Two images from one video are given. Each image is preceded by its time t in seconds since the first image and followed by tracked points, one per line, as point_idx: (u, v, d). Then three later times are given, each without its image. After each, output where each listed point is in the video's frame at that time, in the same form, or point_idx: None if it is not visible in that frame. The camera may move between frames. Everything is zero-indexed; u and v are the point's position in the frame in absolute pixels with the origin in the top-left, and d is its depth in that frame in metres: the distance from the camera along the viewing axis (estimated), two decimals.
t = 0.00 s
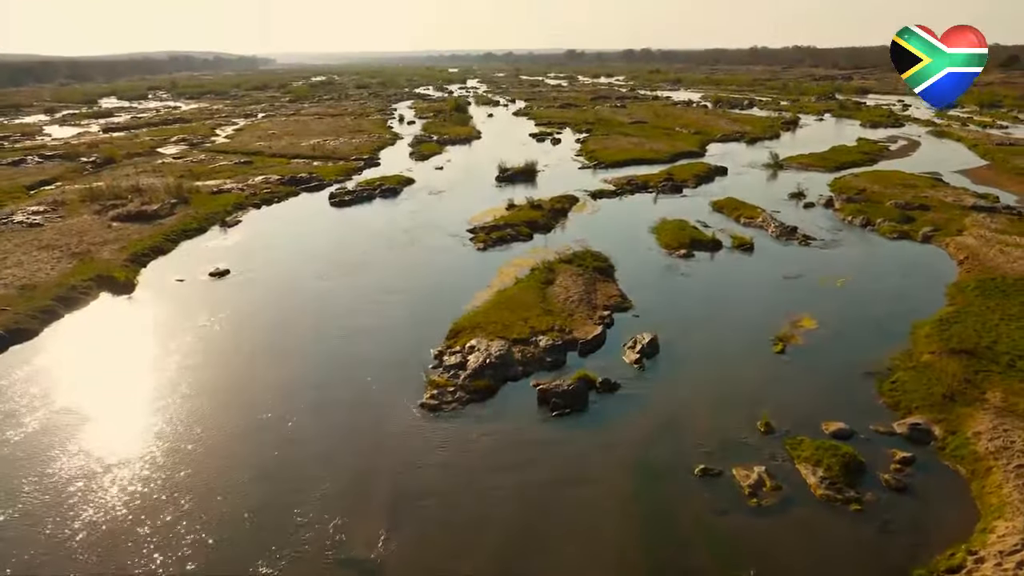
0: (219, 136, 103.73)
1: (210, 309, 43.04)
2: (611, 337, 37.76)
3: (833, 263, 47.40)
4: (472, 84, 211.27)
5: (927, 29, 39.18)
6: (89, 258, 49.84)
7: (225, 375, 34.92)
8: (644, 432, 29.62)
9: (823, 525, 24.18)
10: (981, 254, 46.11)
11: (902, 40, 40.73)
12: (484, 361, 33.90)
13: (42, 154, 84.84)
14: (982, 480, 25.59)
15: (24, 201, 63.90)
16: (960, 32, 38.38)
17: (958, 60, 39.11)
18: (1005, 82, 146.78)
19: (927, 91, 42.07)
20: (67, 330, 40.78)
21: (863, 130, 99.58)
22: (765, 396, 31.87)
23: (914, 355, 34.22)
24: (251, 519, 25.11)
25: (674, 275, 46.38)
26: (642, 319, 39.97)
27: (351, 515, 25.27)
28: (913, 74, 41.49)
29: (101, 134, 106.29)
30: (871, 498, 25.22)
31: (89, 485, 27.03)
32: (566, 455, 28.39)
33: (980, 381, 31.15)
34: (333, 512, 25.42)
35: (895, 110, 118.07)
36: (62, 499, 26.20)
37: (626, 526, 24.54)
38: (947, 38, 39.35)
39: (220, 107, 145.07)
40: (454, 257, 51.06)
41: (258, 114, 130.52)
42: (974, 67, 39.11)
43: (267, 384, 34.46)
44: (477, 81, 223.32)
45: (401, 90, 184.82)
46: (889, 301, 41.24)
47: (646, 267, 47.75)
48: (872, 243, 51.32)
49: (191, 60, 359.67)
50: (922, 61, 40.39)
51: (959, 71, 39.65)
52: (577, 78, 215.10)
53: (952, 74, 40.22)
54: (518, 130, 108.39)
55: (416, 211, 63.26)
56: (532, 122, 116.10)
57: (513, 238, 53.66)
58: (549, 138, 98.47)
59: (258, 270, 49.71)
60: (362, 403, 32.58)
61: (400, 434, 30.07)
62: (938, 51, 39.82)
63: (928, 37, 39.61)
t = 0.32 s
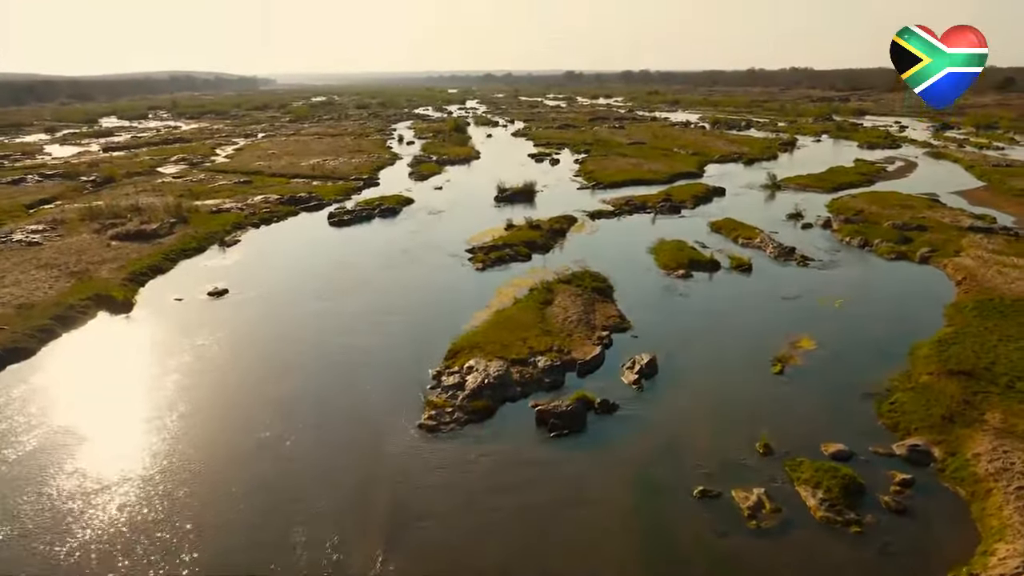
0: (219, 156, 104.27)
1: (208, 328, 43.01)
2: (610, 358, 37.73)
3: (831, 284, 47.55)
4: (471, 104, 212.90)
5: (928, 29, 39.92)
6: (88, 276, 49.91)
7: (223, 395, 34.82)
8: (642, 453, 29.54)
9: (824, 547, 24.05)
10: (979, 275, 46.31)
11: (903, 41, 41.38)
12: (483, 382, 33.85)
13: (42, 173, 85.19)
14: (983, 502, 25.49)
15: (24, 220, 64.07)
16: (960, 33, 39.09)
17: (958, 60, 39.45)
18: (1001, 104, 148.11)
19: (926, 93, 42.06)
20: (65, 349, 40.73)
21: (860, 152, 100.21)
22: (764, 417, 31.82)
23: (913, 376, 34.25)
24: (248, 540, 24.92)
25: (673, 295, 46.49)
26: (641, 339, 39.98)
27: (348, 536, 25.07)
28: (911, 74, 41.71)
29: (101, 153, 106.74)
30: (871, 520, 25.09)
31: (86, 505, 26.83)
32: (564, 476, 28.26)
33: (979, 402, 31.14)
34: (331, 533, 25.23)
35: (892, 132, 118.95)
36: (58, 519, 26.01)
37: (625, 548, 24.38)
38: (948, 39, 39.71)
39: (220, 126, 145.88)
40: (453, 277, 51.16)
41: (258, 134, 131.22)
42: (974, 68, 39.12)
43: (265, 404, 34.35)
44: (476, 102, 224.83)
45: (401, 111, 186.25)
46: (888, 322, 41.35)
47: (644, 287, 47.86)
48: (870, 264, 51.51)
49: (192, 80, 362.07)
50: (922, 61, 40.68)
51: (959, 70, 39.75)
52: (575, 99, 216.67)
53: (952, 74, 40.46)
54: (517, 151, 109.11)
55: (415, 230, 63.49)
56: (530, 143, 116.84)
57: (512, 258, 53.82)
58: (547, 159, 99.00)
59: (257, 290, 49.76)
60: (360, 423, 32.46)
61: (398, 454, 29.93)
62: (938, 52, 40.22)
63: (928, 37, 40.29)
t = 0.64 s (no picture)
0: (218, 175, 104.70)
1: (205, 347, 42.96)
2: (608, 378, 37.65)
3: (829, 304, 47.65)
4: (470, 125, 214.43)
5: (928, 29, 40.29)
6: (86, 295, 49.90)
7: (219, 414, 34.66)
8: (640, 474, 29.40)
9: (823, 570, 23.89)
10: (976, 296, 46.48)
11: (903, 41, 41.84)
12: (481, 402, 33.72)
13: (41, 191, 85.41)
14: (983, 524, 25.37)
15: (23, 238, 64.16)
16: (960, 33, 39.31)
17: (958, 60, 39.98)
18: (998, 125, 149.31)
19: (927, 92, 42.72)
20: (62, 367, 40.62)
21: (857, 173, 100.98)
22: (762, 439, 31.71)
23: (911, 397, 34.21)
24: (243, 561, 24.66)
25: (671, 315, 46.53)
26: (639, 359, 39.94)
27: (344, 558, 24.85)
28: (912, 74, 42.47)
29: (101, 171, 107.11)
30: (871, 542, 24.94)
31: (81, 524, 26.62)
32: (562, 497, 28.08)
33: (978, 424, 31.10)
34: (326, 554, 25.01)
35: (889, 153, 119.75)
36: (52, 539, 25.77)
37: (623, 570, 24.18)
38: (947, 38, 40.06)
39: (220, 145, 146.63)
40: (452, 296, 51.21)
41: (257, 153, 131.91)
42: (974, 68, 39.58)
43: (261, 424, 34.18)
44: (475, 122, 226.18)
45: (400, 130, 187.40)
46: (886, 342, 41.40)
47: (642, 307, 47.91)
48: (868, 284, 51.66)
49: (191, 99, 363.53)
50: (923, 61, 41.32)
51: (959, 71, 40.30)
52: (575, 120, 217.89)
53: (952, 74, 41.03)
54: (516, 171, 109.70)
55: (414, 250, 63.65)
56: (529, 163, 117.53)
57: (510, 277, 53.93)
58: (546, 179, 99.48)
59: (254, 309, 49.74)
60: (357, 443, 32.30)
61: (394, 475, 29.74)
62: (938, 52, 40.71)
63: (928, 37, 40.66)
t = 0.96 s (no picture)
0: (217, 189, 104.96)
1: (203, 361, 42.86)
2: (606, 394, 37.60)
3: (827, 319, 47.73)
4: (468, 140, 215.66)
5: (928, 29, 39.82)
6: (83, 309, 49.88)
7: (216, 430, 34.45)
8: (639, 490, 29.27)
9: None
10: (974, 312, 46.62)
11: (903, 41, 41.50)
12: (478, 418, 33.63)
13: (40, 205, 85.57)
14: (982, 541, 25.29)
15: (21, 251, 64.22)
16: (961, 33, 38.89)
17: (958, 60, 39.55)
18: (994, 141, 150.56)
19: (926, 93, 42.24)
20: (59, 381, 40.46)
21: (855, 188, 101.55)
22: (761, 454, 31.64)
23: (909, 413, 34.19)
24: None
25: (669, 331, 46.55)
26: (637, 375, 39.92)
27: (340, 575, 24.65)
28: (911, 75, 42.13)
29: (100, 186, 107.28)
30: (870, 559, 24.84)
31: (77, 540, 26.41)
32: (560, 513, 27.96)
33: (977, 440, 31.09)
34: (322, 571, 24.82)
35: (887, 168, 120.42)
36: (47, 555, 25.54)
37: None
38: (947, 38, 39.62)
39: (219, 160, 147.09)
40: (450, 311, 51.21)
41: (257, 167, 132.29)
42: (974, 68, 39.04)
43: (259, 439, 33.96)
44: (474, 136, 227.29)
45: (399, 145, 188.49)
46: (884, 359, 41.37)
47: (640, 323, 47.94)
48: (866, 300, 51.78)
49: (191, 113, 364.65)
50: (923, 61, 40.91)
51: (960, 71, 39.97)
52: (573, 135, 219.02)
53: (952, 74, 40.62)
54: (515, 186, 110.19)
55: (413, 264, 63.76)
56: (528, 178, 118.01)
57: (509, 292, 53.98)
58: (545, 194, 99.76)
59: (252, 323, 49.67)
60: (355, 458, 32.15)
61: (391, 490, 29.57)
62: (938, 52, 40.27)
63: (928, 37, 40.29)
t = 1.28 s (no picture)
0: (216, 202, 105.14)
1: (200, 375, 42.77)
2: (604, 408, 37.53)
3: (825, 334, 47.80)
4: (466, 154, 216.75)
5: (928, 29, 39.54)
6: (80, 321, 49.82)
7: (211, 444, 34.29)
8: (637, 505, 29.16)
9: None
10: (971, 326, 46.69)
11: (903, 41, 41.09)
12: (476, 432, 33.55)
13: (38, 218, 85.61)
14: (982, 557, 25.19)
15: (18, 264, 64.20)
16: (961, 33, 38.60)
17: (958, 60, 39.23)
18: (990, 157, 151.46)
19: (926, 94, 41.69)
20: (55, 394, 40.34)
21: (853, 203, 101.94)
22: (759, 469, 31.55)
23: (907, 428, 34.15)
24: None
25: (667, 345, 46.55)
26: (635, 389, 39.88)
27: None
28: (911, 75, 41.59)
29: (98, 199, 107.34)
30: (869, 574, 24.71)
31: (71, 553, 26.23)
32: (558, 528, 27.83)
33: (975, 455, 31.04)
34: None
35: (884, 183, 120.90)
36: (41, 569, 25.36)
37: None
38: (947, 38, 39.33)
39: (218, 173, 147.38)
40: (448, 325, 51.19)
41: (255, 181, 132.54)
42: (973, 68, 38.69)
43: (255, 453, 33.80)
44: (473, 151, 228.46)
45: (398, 159, 189.08)
46: (882, 373, 41.36)
47: (639, 337, 47.94)
48: (864, 314, 51.84)
49: (190, 127, 365.89)
50: (922, 61, 40.53)
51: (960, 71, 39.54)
52: (570, 150, 220.08)
53: (952, 75, 40.17)
54: (513, 200, 110.49)
55: (411, 278, 63.81)
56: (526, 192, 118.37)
57: (507, 306, 54.01)
58: (543, 209, 100.02)
59: (250, 337, 49.62)
60: (352, 472, 32.00)
61: (389, 504, 29.42)
62: (938, 52, 39.92)
63: (928, 37, 39.94)
